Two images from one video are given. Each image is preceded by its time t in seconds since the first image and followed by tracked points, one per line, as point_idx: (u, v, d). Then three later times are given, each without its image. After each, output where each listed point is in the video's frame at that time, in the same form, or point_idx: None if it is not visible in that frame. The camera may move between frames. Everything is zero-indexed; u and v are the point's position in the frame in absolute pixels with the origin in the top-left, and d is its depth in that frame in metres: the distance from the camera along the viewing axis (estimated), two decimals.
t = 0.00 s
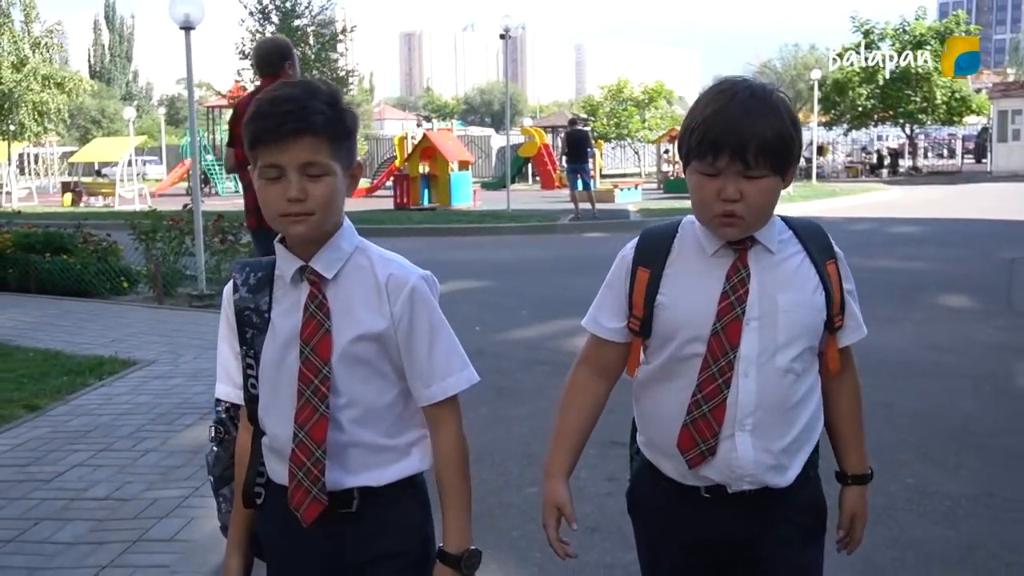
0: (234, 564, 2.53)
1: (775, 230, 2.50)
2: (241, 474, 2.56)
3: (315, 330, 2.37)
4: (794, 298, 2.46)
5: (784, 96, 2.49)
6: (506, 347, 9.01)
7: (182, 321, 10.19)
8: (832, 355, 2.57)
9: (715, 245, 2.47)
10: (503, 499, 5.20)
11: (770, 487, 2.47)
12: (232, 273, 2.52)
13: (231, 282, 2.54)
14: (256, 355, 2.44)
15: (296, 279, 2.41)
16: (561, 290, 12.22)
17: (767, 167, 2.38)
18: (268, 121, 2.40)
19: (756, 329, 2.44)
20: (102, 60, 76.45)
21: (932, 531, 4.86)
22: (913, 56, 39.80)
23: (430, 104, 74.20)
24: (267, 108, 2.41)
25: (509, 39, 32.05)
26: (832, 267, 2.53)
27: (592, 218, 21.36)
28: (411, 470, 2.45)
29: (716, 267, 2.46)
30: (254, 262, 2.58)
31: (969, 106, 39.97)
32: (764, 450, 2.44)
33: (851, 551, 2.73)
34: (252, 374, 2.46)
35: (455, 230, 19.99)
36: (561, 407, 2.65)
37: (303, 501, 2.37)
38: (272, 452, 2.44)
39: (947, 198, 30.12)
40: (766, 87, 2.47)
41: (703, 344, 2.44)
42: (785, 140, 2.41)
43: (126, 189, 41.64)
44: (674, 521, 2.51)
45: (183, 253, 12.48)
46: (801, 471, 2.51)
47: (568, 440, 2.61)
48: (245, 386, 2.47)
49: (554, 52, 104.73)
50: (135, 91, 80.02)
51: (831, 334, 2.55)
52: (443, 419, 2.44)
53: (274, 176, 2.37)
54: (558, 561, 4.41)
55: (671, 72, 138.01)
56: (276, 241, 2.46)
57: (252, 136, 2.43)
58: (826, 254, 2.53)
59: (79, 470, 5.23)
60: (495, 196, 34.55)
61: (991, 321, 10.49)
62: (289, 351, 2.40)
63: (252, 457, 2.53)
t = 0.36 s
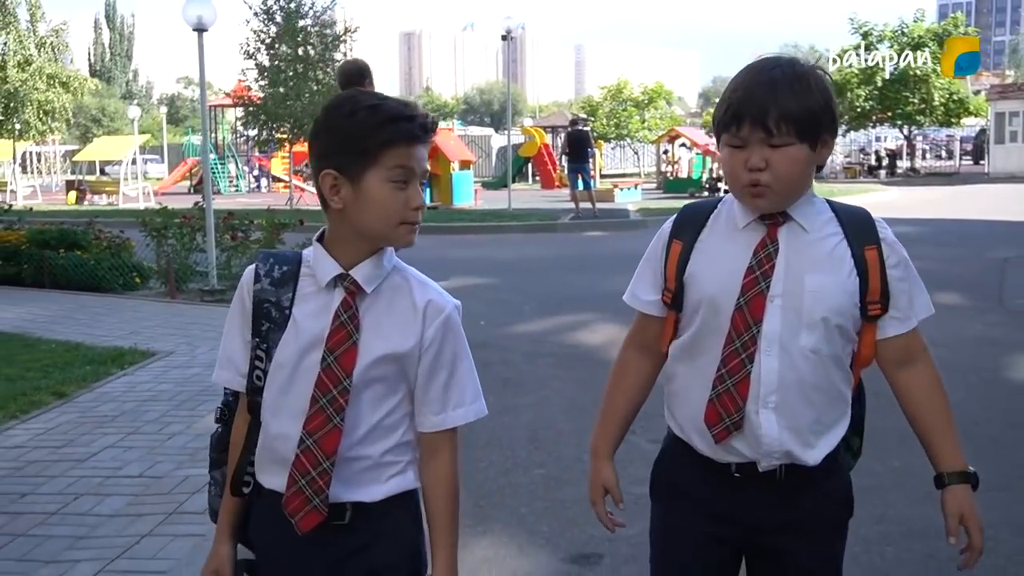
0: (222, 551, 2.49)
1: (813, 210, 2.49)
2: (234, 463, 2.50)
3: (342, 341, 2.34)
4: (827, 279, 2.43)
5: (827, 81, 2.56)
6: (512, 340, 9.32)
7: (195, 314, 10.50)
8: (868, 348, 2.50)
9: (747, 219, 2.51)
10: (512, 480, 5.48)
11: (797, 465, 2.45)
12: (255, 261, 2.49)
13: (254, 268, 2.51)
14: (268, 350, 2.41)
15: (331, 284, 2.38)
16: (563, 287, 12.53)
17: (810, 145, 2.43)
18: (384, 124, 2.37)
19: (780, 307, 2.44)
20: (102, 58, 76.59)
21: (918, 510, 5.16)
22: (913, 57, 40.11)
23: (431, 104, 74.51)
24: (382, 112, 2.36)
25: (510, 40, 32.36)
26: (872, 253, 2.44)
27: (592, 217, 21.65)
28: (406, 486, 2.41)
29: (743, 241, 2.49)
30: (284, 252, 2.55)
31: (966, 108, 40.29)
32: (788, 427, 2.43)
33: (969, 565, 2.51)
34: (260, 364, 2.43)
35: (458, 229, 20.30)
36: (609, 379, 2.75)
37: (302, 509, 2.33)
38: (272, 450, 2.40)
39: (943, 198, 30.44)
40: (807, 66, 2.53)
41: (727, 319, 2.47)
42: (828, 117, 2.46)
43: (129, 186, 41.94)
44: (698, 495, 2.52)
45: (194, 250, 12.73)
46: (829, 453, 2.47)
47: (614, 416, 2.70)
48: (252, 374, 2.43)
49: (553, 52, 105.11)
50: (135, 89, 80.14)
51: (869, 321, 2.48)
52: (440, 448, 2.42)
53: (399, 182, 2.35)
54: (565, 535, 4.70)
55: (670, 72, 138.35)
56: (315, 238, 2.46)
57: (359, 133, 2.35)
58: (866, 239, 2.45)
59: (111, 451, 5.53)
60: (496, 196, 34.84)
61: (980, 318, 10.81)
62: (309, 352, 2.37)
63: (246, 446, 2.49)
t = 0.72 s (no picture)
0: (216, 543, 2.48)
1: (762, 219, 2.61)
2: (232, 454, 2.50)
3: (363, 334, 2.39)
4: (780, 292, 2.54)
5: (768, 96, 2.67)
6: (515, 335, 9.59)
7: (204, 311, 10.79)
8: (829, 355, 2.59)
9: (698, 235, 2.63)
10: (514, 466, 5.75)
11: (770, 474, 2.56)
12: (259, 250, 2.51)
13: (256, 257, 2.52)
14: (277, 340, 2.43)
15: (343, 278, 2.43)
16: (562, 285, 12.83)
17: (731, 154, 2.57)
18: (413, 128, 2.43)
19: (735, 320, 2.55)
20: (99, 58, 76.67)
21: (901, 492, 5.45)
22: (912, 56, 40.42)
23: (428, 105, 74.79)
24: (408, 116, 2.42)
25: (508, 42, 32.65)
26: (825, 263, 2.56)
27: (589, 217, 21.93)
28: (408, 472, 2.48)
29: (698, 258, 2.61)
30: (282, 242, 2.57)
31: (960, 109, 40.64)
32: (755, 435, 2.53)
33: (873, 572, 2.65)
34: (266, 354, 2.45)
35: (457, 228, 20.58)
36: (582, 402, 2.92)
37: (359, 498, 2.37)
38: (282, 439, 2.44)
39: (937, 199, 30.75)
40: (745, 82, 2.65)
41: (686, 335, 2.58)
42: (749, 130, 2.57)
43: (129, 186, 42.20)
44: (673, 502, 2.63)
45: (200, 248, 12.99)
46: (795, 461, 2.58)
47: (587, 433, 2.88)
48: (253, 364, 2.45)
49: (550, 53, 105.44)
50: (132, 90, 80.25)
51: (827, 330, 2.58)
52: (447, 436, 2.48)
53: (422, 186, 2.42)
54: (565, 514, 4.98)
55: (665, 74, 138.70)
56: (324, 229, 2.50)
57: (384, 135, 2.40)
58: (818, 250, 2.56)
59: (134, 437, 5.80)
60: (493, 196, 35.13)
61: (969, 314, 11.11)
62: (323, 343, 2.41)
63: (245, 433, 2.50)
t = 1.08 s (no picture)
0: (193, 560, 2.52)
1: (726, 203, 2.70)
2: (200, 470, 2.54)
3: (322, 325, 2.51)
4: (750, 270, 2.64)
5: (727, 93, 2.74)
6: (522, 330, 9.88)
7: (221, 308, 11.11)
8: (801, 326, 2.72)
9: (659, 225, 2.68)
10: (524, 452, 6.05)
11: (744, 451, 2.62)
12: (203, 262, 2.55)
13: (201, 270, 2.57)
14: (239, 346, 2.50)
15: (292, 275, 2.53)
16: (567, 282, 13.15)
17: (690, 153, 2.62)
18: (328, 119, 2.55)
19: (711, 302, 2.62)
20: (103, 61, 76.84)
21: (892, 472, 5.76)
22: (912, 56, 40.67)
23: (431, 106, 74.99)
24: (326, 108, 2.55)
25: (512, 43, 32.97)
26: (790, 236, 2.68)
27: (594, 216, 22.25)
28: (384, 455, 2.60)
29: (668, 245, 2.66)
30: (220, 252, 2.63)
31: (963, 107, 40.77)
32: (732, 414, 2.60)
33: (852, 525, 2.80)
34: (228, 361, 2.51)
35: (464, 228, 20.90)
36: (548, 398, 2.88)
37: (349, 482, 2.50)
38: (258, 439, 2.51)
39: (939, 197, 31.03)
40: (704, 78, 2.71)
41: (663, 320, 2.63)
42: (707, 129, 2.62)
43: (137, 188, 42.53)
44: (657, 491, 2.66)
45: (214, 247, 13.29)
46: (771, 436, 2.66)
47: (555, 426, 2.84)
48: (217, 374, 2.51)
49: (553, 53, 105.64)
50: (135, 92, 80.43)
51: (797, 302, 2.70)
52: (412, 408, 2.67)
53: (349, 172, 2.54)
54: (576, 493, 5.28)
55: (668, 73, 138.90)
56: (264, 231, 2.60)
57: (308, 129, 2.53)
58: (782, 224, 2.69)
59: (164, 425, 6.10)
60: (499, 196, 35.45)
61: (964, 309, 11.42)
62: (285, 341, 2.50)
63: (212, 446, 2.55)
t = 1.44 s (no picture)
0: (229, 546, 2.50)
1: (787, 218, 2.62)
2: (231, 456, 2.53)
3: (341, 316, 2.54)
4: (796, 284, 2.57)
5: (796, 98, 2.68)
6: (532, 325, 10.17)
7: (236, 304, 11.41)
8: (844, 349, 2.64)
9: (723, 229, 2.62)
10: (537, 439, 6.29)
11: (773, 463, 2.57)
12: (220, 264, 2.53)
13: (217, 272, 2.55)
14: (263, 344, 2.50)
15: (308, 272, 2.54)
16: (573, 279, 13.43)
17: (762, 163, 2.56)
18: (330, 123, 2.56)
19: (756, 310, 2.56)
20: (106, 61, 77.19)
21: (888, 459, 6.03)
22: (912, 56, 40.97)
23: (433, 106, 75.29)
24: (331, 113, 2.55)
25: (517, 45, 33.30)
26: (845, 260, 2.60)
27: (598, 215, 22.55)
28: (401, 435, 2.64)
29: (722, 249, 2.60)
30: (233, 254, 2.61)
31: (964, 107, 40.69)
32: (763, 424, 2.55)
33: (862, 542, 2.76)
34: (252, 358, 2.51)
35: (469, 227, 21.20)
36: (586, 372, 2.82)
37: (371, 462, 2.53)
38: (284, 428, 2.52)
39: (940, 197, 31.27)
40: (774, 83, 2.65)
41: (707, 322, 2.57)
42: (783, 141, 2.57)
43: (143, 187, 42.89)
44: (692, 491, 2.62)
45: (227, 244, 13.58)
46: (805, 451, 2.60)
47: (592, 401, 2.76)
48: (241, 372, 2.51)
49: (555, 53, 105.96)
50: (139, 92, 80.74)
51: (843, 325, 2.63)
52: (418, 387, 2.74)
53: (356, 176, 2.56)
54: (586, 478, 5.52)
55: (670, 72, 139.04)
56: (275, 230, 2.60)
57: (314, 132, 2.54)
58: (839, 247, 2.60)
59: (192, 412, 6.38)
60: (503, 195, 35.77)
61: (962, 305, 11.69)
62: (307, 334, 2.52)
63: (242, 439, 2.53)
